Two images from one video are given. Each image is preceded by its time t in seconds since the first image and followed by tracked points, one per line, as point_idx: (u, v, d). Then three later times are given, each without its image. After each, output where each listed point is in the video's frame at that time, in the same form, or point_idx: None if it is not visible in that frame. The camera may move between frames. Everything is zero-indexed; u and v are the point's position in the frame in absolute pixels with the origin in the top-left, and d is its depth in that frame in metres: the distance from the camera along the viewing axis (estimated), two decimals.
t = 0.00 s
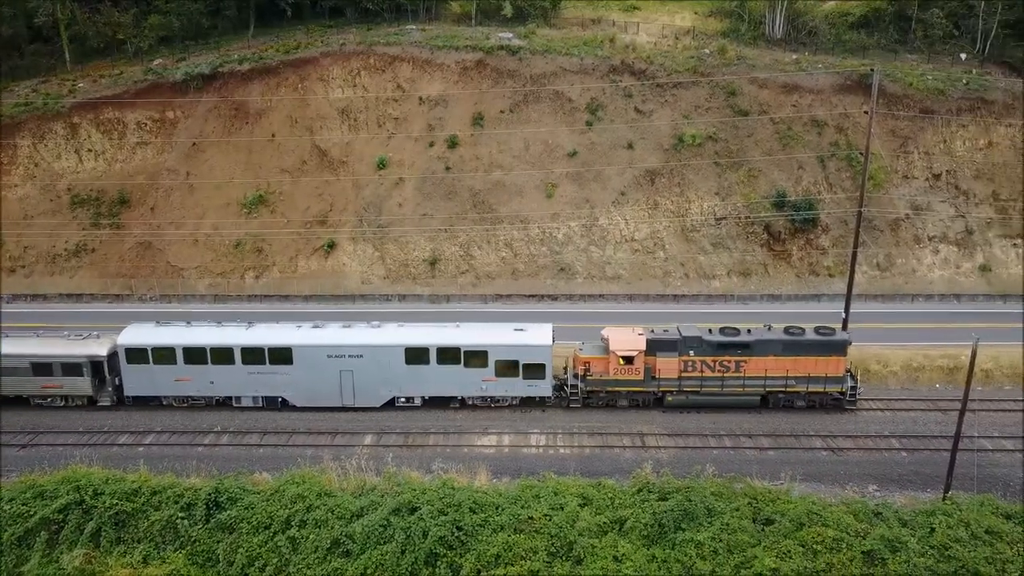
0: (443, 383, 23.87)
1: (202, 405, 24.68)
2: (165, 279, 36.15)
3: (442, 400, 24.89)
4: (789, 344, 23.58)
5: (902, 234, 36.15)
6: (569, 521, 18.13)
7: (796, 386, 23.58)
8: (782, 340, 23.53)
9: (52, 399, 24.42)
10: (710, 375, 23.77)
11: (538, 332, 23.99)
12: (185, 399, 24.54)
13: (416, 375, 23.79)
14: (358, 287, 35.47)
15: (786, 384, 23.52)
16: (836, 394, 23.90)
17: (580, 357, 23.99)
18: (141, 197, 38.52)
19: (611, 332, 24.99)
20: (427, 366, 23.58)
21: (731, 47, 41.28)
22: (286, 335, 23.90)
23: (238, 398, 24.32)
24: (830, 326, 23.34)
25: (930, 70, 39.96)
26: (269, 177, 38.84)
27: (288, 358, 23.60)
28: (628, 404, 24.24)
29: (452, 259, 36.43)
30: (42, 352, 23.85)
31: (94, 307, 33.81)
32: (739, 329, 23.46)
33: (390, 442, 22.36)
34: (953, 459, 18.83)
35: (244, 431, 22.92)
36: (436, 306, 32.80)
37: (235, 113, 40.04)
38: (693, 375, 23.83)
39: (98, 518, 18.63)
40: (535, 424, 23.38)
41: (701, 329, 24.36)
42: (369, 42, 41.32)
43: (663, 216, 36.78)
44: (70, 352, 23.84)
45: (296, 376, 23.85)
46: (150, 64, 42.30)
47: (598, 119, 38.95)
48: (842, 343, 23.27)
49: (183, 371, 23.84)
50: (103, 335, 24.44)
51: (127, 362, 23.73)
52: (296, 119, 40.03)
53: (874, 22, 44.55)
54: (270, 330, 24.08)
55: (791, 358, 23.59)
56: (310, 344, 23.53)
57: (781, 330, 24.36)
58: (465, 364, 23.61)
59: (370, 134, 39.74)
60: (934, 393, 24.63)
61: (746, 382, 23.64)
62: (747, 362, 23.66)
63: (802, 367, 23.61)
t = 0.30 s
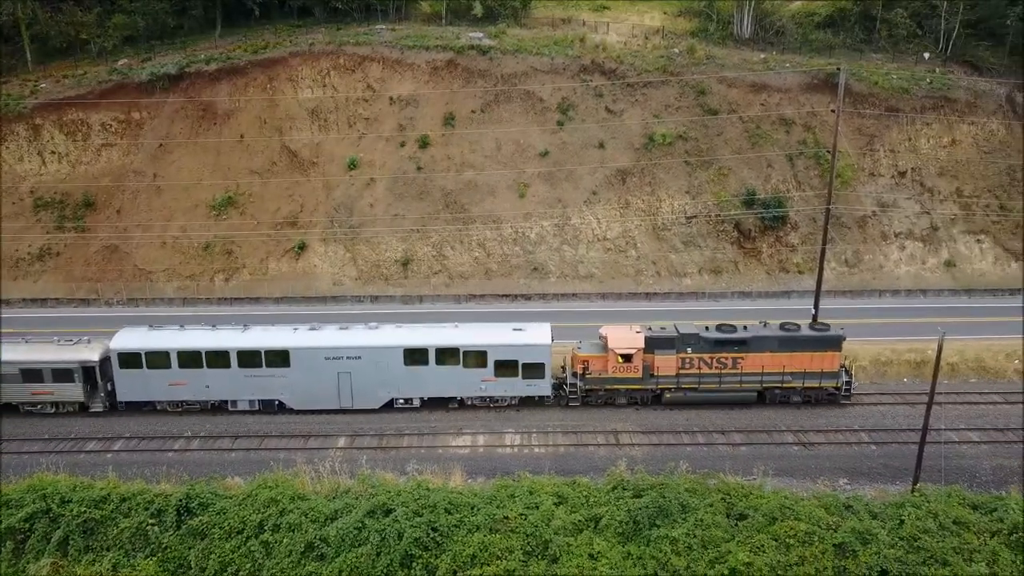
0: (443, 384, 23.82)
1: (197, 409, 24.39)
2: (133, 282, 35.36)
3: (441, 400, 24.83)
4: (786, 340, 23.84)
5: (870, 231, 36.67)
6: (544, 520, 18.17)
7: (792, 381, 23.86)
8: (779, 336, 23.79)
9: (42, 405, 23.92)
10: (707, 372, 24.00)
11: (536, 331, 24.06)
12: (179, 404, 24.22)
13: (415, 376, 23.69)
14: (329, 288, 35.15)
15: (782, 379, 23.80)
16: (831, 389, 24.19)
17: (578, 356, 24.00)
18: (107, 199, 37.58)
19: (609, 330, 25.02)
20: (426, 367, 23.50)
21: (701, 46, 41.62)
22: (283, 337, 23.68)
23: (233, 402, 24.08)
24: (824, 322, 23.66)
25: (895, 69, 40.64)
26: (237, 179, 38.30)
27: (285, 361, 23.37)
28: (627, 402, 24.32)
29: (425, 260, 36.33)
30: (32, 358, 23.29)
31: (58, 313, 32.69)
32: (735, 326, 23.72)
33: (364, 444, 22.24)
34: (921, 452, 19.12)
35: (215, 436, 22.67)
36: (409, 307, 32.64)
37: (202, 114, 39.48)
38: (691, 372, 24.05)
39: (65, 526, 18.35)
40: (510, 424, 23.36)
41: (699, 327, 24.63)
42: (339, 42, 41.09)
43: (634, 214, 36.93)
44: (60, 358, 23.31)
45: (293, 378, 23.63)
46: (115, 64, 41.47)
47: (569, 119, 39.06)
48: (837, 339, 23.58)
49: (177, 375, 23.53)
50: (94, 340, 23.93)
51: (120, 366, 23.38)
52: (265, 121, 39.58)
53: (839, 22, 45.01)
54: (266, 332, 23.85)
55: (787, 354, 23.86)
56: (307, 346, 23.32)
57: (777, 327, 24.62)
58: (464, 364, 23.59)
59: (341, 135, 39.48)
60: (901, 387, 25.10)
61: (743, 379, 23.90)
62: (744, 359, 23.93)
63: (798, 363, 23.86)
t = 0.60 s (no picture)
0: (443, 384, 23.79)
1: (193, 413, 24.14)
2: (99, 285, 32.91)
3: (440, 400, 24.80)
4: (781, 336, 24.17)
5: (838, 227, 37.23)
6: (520, 519, 18.20)
7: (788, 376, 24.15)
8: (774, 332, 24.10)
9: (34, 412, 23.45)
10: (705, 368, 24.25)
11: (534, 331, 24.13)
12: (174, 408, 23.95)
13: (415, 376, 23.62)
14: (300, 290, 34.82)
15: (778, 375, 24.07)
16: (826, 383, 24.53)
17: (577, 354, 24.06)
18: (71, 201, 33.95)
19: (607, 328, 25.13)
20: (426, 367, 23.45)
21: (670, 46, 41.93)
22: (280, 339, 23.53)
23: (230, 405, 23.84)
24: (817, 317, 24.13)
25: (860, 68, 41.24)
26: (206, 180, 37.83)
27: (282, 363, 23.22)
28: (625, 399, 24.50)
29: (397, 260, 36.13)
30: (22, 364, 22.86)
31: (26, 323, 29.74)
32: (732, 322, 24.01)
33: (338, 446, 22.11)
34: (890, 444, 19.43)
35: (185, 440, 22.39)
36: (381, 308, 32.47)
37: (168, 115, 38.76)
38: (688, 369, 24.26)
39: (32, 535, 18.03)
40: (485, 424, 23.35)
41: (696, 324, 24.89)
42: (308, 41, 40.72)
43: (606, 213, 37.10)
44: (50, 362, 22.90)
45: (290, 380, 23.47)
46: (78, 64, 40.02)
47: (540, 119, 39.14)
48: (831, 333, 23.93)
49: (172, 379, 23.28)
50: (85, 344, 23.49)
51: (114, 371, 23.09)
52: (234, 121, 39.10)
53: (807, 22, 45.44)
54: (263, 334, 23.68)
55: (783, 349, 24.17)
56: (306, 347, 23.18)
57: (772, 323, 24.94)
58: (464, 364, 23.57)
59: (311, 135, 39.21)
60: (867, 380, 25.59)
61: (740, 374, 24.16)
62: (740, 355, 24.21)
63: (794, 358, 24.16)
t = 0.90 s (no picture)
0: (442, 384, 23.77)
1: (189, 417, 23.88)
2: (64, 290, 32.91)
3: (439, 400, 24.75)
4: (776, 331, 24.52)
5: (807, 224, 37.74)
6: (495, 519, 18.22)
7: (782, 371, 24.46)
8: (769, 328, 24.43)
9: (25, 418, 23.04)
10: (701, 364, 24.47)
11: (532, 329, 24.23)
12: (170, 411, 23.69)
13: (414, 376, 23.58)
14: (271, 292, 34.43)
15: (773, 370, 24.40)
16: (819, 378, 24.92)
17: (576, 351, 24.20)
18: (35, 206, 35.65)
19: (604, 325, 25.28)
20: (425, 367, 23.43)
21: (640, 45, 42.21)
22: (278, 340, 23.37)
23: (226, 408, 23.61)
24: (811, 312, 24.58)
25: (827, 67, 41.81)
26: (174, 182, 37.25)
27: (280, 364, 23.05)
28: (623, 396, 24.64)
29: (369, 261, 35.91)
30: (13, 370, 22.41)
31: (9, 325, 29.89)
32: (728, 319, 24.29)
33: (311, 449, 21.95)
34: (860, 438, 19.73)
35: (155, 445, 22.10)
36: (353, 309, 32.23)
37: (133, 116, 38.15)
38: (685, 365, 24.43)
39: None
40: (460, 424, 23.32)
41: (691, 321, 25.13)
42: (276, 41, 40.26)
43: (578, 212, 37.22)
44: (44, 368, 22.51)
45: (289, 382, 23.30)
46: (40, 65, 39.44)
47: (511, 118, 39.19)
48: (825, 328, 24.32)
49: (168, 382, 23.03)
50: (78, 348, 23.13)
51: (109, 375, 22.79)
52: (202, 122, 38.58)
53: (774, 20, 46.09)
54: (260, 335, 23.47)
55: (778, 345, 24.50)
56: (304, 349, 23.01)
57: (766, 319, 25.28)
58: (463, 364, 23.60)
59: (280, 136, 38.82)
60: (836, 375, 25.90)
61: (736, 370, 24.40)
62: (736, 351, 24.48)
63: (788, 353, 24.49)
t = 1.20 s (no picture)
0: (441, 383, 23.77)
1: (185, 420, 23.67)
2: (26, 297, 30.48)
3: (438, 400, 24.73)
4: (770, 327, 24.91)
5: (775, 222, 38.20)
6: (470, 519, 18.20)
7: (777, 366, 24.85)
8: (763, 324, 24.83)
9: (17, 424, 22.74)
10: (698, 361, 24.75)
11: (530, 327, 24.39)
12: (166, 415, 23.45)
13: (413, 376, 23.57)
14: (241, 295, 34.16)
15: (768, 365, 24.77)
16: (812, 371, 25.41)
17: (573, 349, 24.18)
18: None
19: (601, 323, 25.40)
20: (423, 366, 23.45)
21: (610, 45, 42.42)
22: (275, 341, 23.26)
23: (224, 411, 23.44)
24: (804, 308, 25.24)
25: (794, 66, 42.31)
26: (140, 184, 36.71)
27: (279, 365, 22.96)
28: (620, 393, 24.87)
29: (341, 262, 35.70)
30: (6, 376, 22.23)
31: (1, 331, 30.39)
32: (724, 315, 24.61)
33: (283, 452, 21.78)
34: (830, 432, 19.98)
35: (124, 451, 21.80)
36: (325, 311, 32.04)
37: (98, 117, 37.19)
38: (682, 362, 24.66)
39: None
40: (434, 424, 23.31)
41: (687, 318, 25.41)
42: (244, 41, 39.61)
43: (550, 211, 37.35)
44: (36, 372, 22.29)
45: (287, 383, 23.19)
46: None
47: (482, 118, 39.09)
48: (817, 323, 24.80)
49: (164, 385, 22.79)
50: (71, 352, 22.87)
51: (103, 379, 22.49)
52: (169, 123, 37.89)
53: (742, 21, 46.19)
54: (257, 337, 23.37)
55: (772, 340, 24.89)
56: (302, 350, 22.91)
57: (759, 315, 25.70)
58: (461, 363, 23.63)
59: (248, 136, 38.27)
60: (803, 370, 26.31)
61: (731, 366, 24.76)
62: (731, 346, 24.83)
63: (783, 348, 24.84)
